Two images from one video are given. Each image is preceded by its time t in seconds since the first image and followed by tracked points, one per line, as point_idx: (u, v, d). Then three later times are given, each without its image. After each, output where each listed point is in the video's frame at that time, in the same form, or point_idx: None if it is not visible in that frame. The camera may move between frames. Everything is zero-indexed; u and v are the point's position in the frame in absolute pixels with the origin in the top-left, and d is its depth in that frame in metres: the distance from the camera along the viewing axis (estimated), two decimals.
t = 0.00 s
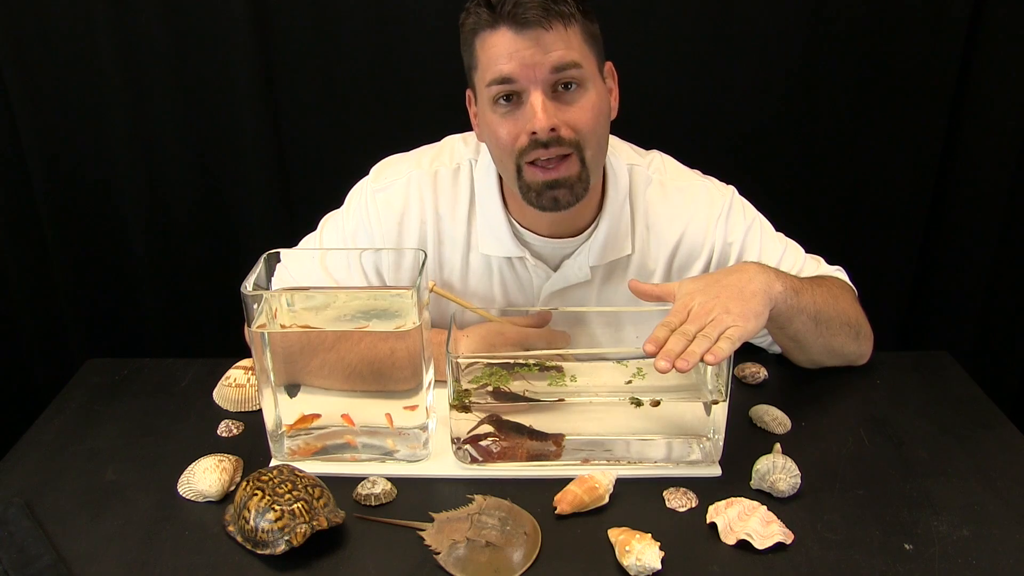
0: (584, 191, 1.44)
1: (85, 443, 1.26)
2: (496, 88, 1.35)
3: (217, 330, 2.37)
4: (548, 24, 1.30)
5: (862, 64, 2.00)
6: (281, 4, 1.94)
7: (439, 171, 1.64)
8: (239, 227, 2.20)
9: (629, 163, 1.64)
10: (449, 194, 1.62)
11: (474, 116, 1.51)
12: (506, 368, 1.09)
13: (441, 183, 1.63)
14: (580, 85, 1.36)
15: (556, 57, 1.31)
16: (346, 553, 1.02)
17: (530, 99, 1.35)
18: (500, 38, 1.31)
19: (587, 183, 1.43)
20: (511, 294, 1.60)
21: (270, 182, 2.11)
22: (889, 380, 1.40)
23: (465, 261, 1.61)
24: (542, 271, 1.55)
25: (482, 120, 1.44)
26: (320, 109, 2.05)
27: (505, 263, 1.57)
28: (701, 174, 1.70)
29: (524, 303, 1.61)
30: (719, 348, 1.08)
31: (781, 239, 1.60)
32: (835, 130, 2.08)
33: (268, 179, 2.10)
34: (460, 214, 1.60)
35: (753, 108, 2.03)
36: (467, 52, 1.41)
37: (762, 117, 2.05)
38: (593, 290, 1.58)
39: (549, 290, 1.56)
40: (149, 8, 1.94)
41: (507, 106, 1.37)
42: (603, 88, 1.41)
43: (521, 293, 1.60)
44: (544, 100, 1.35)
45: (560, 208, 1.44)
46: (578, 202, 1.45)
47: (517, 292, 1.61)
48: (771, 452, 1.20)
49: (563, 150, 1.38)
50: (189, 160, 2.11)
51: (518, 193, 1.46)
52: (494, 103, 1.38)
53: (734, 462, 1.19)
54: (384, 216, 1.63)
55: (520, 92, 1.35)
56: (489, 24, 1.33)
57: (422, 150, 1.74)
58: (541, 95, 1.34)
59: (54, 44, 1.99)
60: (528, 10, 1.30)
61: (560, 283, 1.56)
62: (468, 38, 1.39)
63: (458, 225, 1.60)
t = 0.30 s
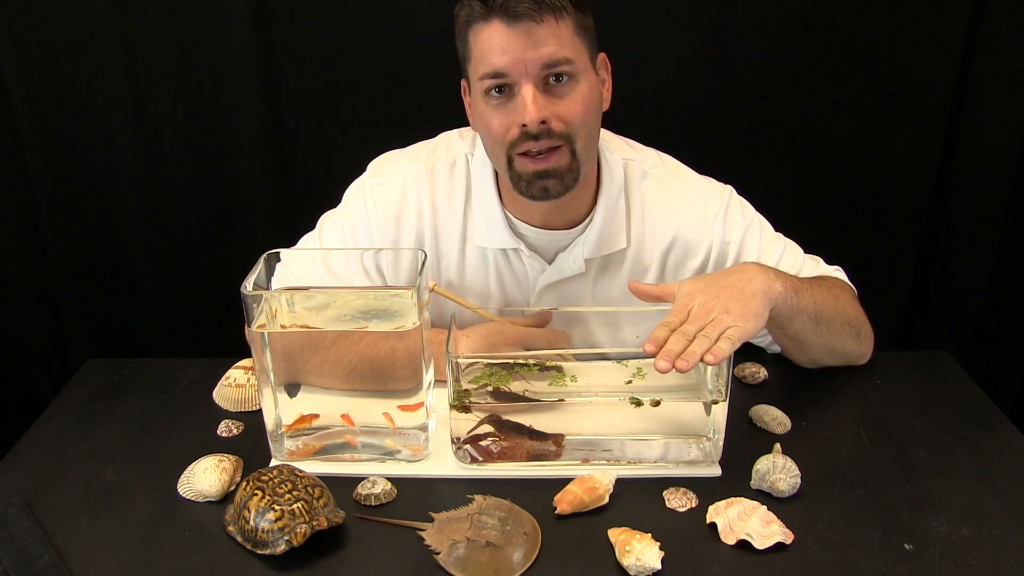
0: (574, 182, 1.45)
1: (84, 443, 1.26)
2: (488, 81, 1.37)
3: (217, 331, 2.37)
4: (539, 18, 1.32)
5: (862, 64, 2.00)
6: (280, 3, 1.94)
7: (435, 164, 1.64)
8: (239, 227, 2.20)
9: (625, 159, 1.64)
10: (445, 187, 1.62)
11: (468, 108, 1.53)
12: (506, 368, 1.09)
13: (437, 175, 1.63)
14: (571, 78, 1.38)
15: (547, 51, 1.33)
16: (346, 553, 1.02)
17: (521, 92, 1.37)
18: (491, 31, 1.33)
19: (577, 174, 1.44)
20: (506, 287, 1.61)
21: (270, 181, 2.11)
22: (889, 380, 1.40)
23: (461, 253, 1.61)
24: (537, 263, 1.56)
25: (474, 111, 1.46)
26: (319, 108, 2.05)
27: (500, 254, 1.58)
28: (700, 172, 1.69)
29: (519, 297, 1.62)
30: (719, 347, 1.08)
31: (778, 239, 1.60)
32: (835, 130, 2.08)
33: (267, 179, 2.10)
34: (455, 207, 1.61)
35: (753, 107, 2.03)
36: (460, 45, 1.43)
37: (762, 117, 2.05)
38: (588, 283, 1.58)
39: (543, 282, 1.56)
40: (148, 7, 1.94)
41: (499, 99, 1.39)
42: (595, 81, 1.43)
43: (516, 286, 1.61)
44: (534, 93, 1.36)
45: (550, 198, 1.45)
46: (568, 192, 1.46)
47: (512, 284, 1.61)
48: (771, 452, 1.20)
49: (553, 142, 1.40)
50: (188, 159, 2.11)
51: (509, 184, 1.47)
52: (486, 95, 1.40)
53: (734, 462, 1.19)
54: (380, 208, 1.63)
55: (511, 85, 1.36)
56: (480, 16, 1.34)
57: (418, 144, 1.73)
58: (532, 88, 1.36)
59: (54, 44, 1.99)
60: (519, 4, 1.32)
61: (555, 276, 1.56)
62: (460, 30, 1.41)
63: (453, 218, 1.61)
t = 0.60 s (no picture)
0: (542, 150, 1.47)
1: (84, 443, 1.26)
2: (451, 57, 1.39)
3: (217, 331, 2.38)
4: None
5: (861, 64, 2.00)
6: (280, 3, 1.94)
7: (420, 148, 1.67)
8: (239, 227, 2.20)
9: (602, 140, 1.65)
10: (429, 169, 1.64)
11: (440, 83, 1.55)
12: (506, 368, 1.09)
13: (422, 158, 1.66)
14: (532, 50, 1.38)
15: (505, 26, 1.34)
16: (346, 553, 1.02)
17: (483, 66, 1.38)
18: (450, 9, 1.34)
19: (544, 141, 1.46)
20: (488, 266, 1.62)
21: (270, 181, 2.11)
22: (889, 380, 1.40)
23: (445, 235, 1.62)
24: (517, 240, 1.57)
25: (444, 88, 1.48)
26: (319, 108, 2.05)
27: (482, 233, 1.59)
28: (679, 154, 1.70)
29: (504, 277, 1.62)
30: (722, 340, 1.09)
31: (758, 222, 1.60)
32: (835, 130, 2.08)
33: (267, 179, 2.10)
34: (439, 188, 1.63)
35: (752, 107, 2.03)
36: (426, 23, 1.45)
37: (761, 118, 2.05)
38: (569, 261, 1.59)
39: (524, 259, 1.56)
40: (148, 7, 1.94)
41: (463, 73, 1.41)
42: (558, 50, 1.43)
43: (500, 266, 1.61)
44: (496, 66, 1.38)
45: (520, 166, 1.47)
46: (537, 160, 1.48)
47: (496, 265, 1.62)
48: (771, 452, 1.19)
49: (518, 113, 1.42)
50: (188, 159, 2.11)
51: (482, 155, 1.50)
52: (451, 71, 1.42)
53: (734, 462, 1.19)
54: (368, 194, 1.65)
55: (474, 60, 1.38)
56: None
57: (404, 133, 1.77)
58: (493, 62, 1.37)
59: (53, 44, 1.99)
60: None
61: (536, 253, 1.56)
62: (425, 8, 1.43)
63: (438, 199, 1.63)
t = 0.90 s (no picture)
0: (509, 121, 1.51)
1: (84, 442, 1.26)
2: (414, 39, 1.45)
3: (217, 331, 2.38)
4: None
5: (861, 63, 2.00)
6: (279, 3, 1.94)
7: (400, 138, 1.70)
8: (239, 227, 2.20)
9: (568, 116, 1.69)
10: (410, 158, 1.67)
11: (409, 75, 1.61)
12: (506, 368, 1.09)
13: (403, 149, 1.68)
14: (491, 25, 1.44)
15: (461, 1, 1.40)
16: (346, 553, 1.02)
17: (445, 44, 1.44)
18: None
19: (510, 113, 1.50)
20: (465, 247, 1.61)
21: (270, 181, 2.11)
22: (888, 380, 1.40)
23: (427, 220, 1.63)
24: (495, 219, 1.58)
25: (412, 75, 1.54)
26: (319, 108, 2.05)
27: (460, 216, 1.60)
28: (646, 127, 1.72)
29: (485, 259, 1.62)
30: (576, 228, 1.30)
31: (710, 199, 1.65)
32: (835, 130, 2.08)
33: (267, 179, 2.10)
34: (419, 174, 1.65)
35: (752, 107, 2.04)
36: (391, 18, 1.52)
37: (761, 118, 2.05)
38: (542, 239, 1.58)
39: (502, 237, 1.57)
40: (147, 6, 1.94)
41: (427, 54, 1.46)
42: (516, 27, 1.49)
43: (481, 247, 1.62)
44: (457, 42, 1.43)
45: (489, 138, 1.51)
46: (505, 132, 1.51)
47: (477, 247, 1.62)
48: (771, 452, 1.19)
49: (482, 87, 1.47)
50: (187, 159, 2.11)
51: (453, 136, 1.54)
52: (416, 55, 1.47)
53: (734, 462, 1.19)
54: (352, 183, 1.65)
55: (435, 39, 1.44)
56: None
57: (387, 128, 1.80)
58: (455, 38, 1.43)
59: (53, 44, 1.99)
60: None
61: (513, 232, 1.56)
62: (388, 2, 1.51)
63: (419, 185, 1.64)
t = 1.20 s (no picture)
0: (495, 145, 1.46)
1: (84, 442, 1.26)
2: (400, 58, 1.40)
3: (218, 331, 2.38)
4: None
5: (861, 62, 2.00)
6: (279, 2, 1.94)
7: (376, 160, 1.67)
8: (240, 228, 2.20)
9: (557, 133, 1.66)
10: (387, 181, 1.64)
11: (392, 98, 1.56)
12: (506, 368, 1.09)
13: (379, 172, 1.66)
14: (479, 45, 1.40)
15: (450, 20, 1.36)
16: (346, 554, 1.02)
17: (432, 64, 1.39)
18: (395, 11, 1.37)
19: (496, 137, 1.45)
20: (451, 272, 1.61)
21: (270, 181, 2.12)
22: (888, 380, 1.40)
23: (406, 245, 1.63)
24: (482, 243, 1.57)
25: (394, 97, 1.49)
26: (319, 108, 2.05)
27: (446, 240, 1.59)
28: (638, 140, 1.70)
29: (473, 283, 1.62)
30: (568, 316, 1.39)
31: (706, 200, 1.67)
32: (835, 129, 2.08)
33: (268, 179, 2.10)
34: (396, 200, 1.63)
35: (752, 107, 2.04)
36: (376, 37, 1.48)
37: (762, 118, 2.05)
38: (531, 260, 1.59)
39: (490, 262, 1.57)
40: (147, 6, 1.94)
41: (412, 75, 1.42)
42: (503, 49, 1.45)
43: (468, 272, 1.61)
44: (444, 63, 1.39)
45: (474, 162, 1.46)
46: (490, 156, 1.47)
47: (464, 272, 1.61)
48: (771, 452, 1.19)
49: (469, 111, 1.42)
50: (187, 159, 2.11)
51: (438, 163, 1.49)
52: (401, 75, 1.43)
53: (734, 462, 1.19)
54: (332, 208, 1.65)
55: (422, 59, 1.39)
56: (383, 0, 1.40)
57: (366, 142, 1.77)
58: (441, 58, 1.39)
59: (53, 44, 1.99)
60: None
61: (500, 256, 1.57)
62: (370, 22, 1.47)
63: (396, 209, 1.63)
